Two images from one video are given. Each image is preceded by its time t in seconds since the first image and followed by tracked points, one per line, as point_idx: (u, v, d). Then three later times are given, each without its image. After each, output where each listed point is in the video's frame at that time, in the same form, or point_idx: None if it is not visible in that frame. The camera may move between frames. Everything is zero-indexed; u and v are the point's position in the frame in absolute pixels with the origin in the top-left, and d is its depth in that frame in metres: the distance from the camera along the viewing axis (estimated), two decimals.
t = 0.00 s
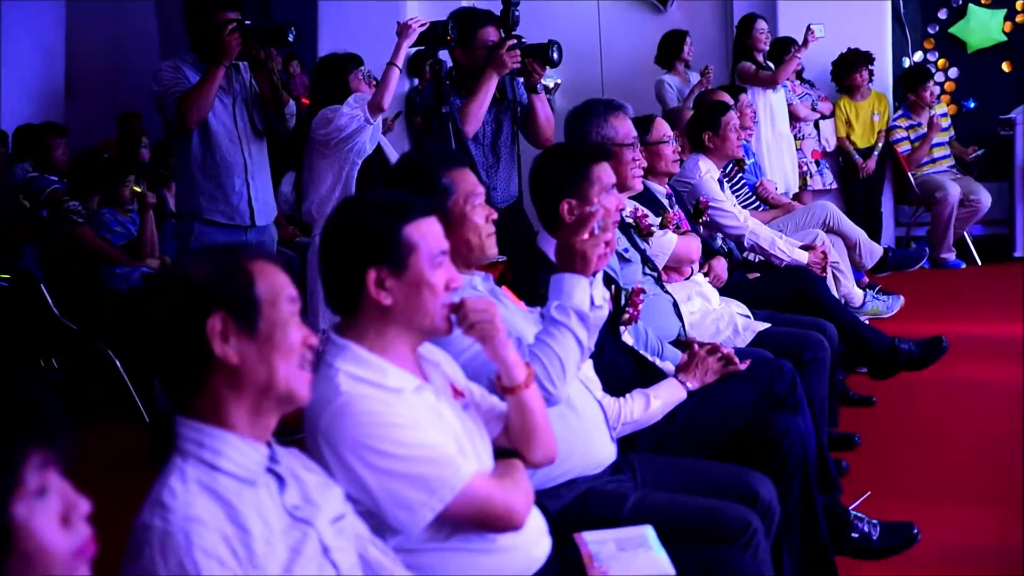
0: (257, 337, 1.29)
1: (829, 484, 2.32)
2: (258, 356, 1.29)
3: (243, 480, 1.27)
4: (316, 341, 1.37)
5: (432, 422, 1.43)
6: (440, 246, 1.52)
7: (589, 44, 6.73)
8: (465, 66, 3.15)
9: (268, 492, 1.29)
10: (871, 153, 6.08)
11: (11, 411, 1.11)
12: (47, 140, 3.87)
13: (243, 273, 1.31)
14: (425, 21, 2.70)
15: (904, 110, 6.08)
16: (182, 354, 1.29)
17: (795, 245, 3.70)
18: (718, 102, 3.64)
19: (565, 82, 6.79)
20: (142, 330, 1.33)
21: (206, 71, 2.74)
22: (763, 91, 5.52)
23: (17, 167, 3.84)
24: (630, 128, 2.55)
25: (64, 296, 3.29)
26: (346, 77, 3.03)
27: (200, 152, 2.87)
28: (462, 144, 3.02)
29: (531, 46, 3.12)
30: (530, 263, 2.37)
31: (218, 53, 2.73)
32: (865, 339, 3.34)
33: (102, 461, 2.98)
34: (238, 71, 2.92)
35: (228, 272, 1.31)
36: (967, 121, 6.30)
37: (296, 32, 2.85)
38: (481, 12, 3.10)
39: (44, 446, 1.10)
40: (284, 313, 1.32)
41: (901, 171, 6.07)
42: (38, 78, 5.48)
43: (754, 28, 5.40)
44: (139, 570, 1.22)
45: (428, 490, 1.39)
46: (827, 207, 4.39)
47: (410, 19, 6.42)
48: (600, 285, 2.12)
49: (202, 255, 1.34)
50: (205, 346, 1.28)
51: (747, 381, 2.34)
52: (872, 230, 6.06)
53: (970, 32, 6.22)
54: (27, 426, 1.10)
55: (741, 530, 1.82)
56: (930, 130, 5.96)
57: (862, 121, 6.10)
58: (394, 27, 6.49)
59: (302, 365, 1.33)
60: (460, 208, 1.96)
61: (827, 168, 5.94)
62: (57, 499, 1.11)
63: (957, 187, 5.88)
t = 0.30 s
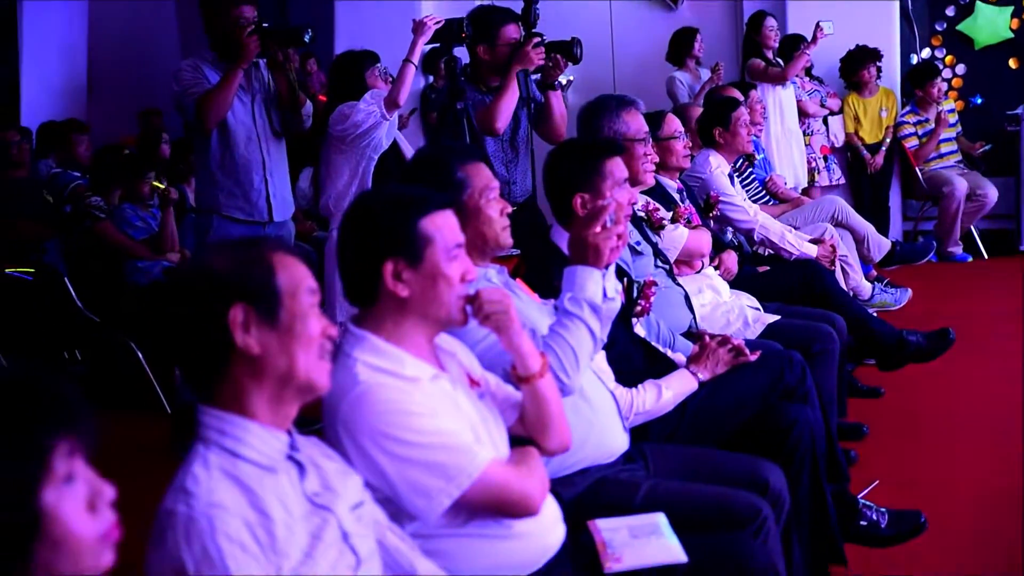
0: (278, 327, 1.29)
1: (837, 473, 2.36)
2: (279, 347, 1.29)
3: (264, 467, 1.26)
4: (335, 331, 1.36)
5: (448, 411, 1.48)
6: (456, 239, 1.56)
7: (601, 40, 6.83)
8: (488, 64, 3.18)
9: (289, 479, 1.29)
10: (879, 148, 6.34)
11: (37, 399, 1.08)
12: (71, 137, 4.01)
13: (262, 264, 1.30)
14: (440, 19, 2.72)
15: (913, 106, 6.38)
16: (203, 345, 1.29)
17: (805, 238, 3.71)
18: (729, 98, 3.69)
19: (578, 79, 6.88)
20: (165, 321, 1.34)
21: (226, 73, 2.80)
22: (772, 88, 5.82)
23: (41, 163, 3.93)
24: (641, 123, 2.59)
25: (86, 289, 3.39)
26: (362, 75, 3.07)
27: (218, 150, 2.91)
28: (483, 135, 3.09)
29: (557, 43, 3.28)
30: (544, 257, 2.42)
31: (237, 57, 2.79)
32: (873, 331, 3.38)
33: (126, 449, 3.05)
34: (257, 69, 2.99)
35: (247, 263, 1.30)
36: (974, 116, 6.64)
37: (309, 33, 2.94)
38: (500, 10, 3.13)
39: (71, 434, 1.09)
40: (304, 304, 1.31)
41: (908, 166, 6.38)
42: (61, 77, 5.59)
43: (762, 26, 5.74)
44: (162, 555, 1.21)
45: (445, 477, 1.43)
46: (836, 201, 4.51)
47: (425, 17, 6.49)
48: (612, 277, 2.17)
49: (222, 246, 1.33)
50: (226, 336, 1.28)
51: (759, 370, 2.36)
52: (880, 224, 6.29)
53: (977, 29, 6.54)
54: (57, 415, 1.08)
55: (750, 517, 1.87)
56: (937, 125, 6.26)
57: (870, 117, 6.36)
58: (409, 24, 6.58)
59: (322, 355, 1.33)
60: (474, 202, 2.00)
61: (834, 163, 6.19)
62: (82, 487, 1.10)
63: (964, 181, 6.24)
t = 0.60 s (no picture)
0: (292, 311, 1.34)
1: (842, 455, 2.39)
2: (293, 330, 1.34)
3: (280, 446, 1.31)
4: (349, 315, 1.41)
5: (460, 393, 1.53)
6: (469, 226, 1.61)
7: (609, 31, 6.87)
8: (506, 54, 3.24)
9: (305, 457, 1.34)
10: (883, 137, 6.43)
11: (58, 381, 1.13)
12: (89, 127, 4.07)
13: (277, 250, 1.35)
14: (453, 9, 2.75)
15: (916, 95, 6.52)
16: (220, 328, 1.35)
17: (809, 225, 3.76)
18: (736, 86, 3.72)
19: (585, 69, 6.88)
20: (185, 306, 1.40)
21: (236, 77, 2.83)
22: (778, 77, 5.84)
23: (60, 152, 4.00)
24: (650, 112, 2.62)
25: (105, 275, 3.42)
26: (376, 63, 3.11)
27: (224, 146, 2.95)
28: (499, 122, 3.15)
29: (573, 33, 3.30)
30: (553, 243, 2.46)
31: (246, 62, 2.80)
32: (876, 316, 3.42)
33: (145, 430, 3.11)
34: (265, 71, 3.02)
35: (263, 249, 1.35)
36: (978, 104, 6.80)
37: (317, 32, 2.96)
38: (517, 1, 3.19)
39: (90, 415, 1.13)
40: (319, 288, 1.36)
41: (913, 155, 6.52)
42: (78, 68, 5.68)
43: (769, 16, 5.70)
44: (183, 531, 1.27)
45: (458, 457, 1.48)
46: (841, 188, 4.58)
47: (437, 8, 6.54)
48: (621, 264, 2.21)
49: (238, 233, 1.39)
50: (242, 318, 1.33)
51: (763, 356, 2.42)
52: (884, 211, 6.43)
53: (980, 19, 6.68)
54: (76, 396, 1.13)
55: (756, 498, 1.90)
56: (941, 115, 6.43)
57: (874, 108, 6.47)
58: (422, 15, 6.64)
59: (335, 338, 1.38)
60: (486, 188, 2.05)
61: (837, 153, 6.34)
62: (102, 465, 1.14)
63: (966, 169, 6.36)
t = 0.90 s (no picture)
0: (295, 303, 1.37)
1: (839, 446, 2.44)
2: (297, 322, 1.38)
3: (284, 435, 1.35)
4: (350, 308, 1.45)
5: (461, 385, 1.57)
6: (470, 220, 1.64)
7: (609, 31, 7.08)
8: (513, 50, 3.26)
9: (308, 446, 1.37)
10: (878, 132, 6.54)
11: (67, 373, 1.15)
12: (98, 125, 4.12)
13: (280, 243, 1.38)
14: (455, 7, 2.78)
15: (912, 91, 6.61)
16: (225, 321, 1.39)
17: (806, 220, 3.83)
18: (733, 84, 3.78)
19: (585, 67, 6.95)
20: (189, 302, 1.43)
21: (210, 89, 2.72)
22: (775, 74, 5.87)
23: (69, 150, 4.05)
24: (650, 108, 2.66)
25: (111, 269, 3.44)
26: (379, 61, 3.14)
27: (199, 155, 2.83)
28: (503, 117, 3.18)
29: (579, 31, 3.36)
30: (554, 237, 2.50)
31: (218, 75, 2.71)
32: (872, 308, 3.46)
33: (151, 426, 3.15)
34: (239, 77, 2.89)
35: (267, 242, 1.39)
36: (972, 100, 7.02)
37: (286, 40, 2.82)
38: None
39: (99, 406, 1.16)
40: (321, 281, 1.40)
41: (908, 150, 6.57)
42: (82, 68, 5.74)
43: (766, 13, 5.78)
44: (190, 519, 1.29)
45: (459, 449, 1.52)
46: (836, 183, 4.59)
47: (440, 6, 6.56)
48: (621, 258, 2.24)
49: (241, 227, 1.42)
50: (246, 310, 1.37)
51: (760, 348, 2.45)
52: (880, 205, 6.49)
53: (974, 17, 6.93)
54: (85, 388, 1.15)
55: (754, 488, 1.96)
56: (936, 110, 6.54)
57: (869, 103, 6.57)
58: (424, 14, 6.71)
59: (337, 330, 1.42)
60: (488, 183, 2.09)
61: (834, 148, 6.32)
62: (110, 455, 1.16)
63: (960, 165, 6.42)
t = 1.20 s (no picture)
0: (315, 305, 1.42)
1: (837, 448, 2.48)
2: (315, 323, 1.42)
3: (293, 432, 1.38)
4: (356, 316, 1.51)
5: (466, 386, 1.61)
6: (476, 224, 1.68)
7: (612, 38, 7.17)
8: (519, 59, 3.31)
9: (317, 444, 1.41)
10: (876, 140, 6.62)
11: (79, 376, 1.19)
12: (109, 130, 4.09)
13: (301, 247, 1.43)
14: (459, 17, 2.82)
15: (909, 99, 6.72)
16: (243, 318, 1.41)
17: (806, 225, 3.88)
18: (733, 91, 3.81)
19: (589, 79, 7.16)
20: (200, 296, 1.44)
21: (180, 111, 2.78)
22: (774, 83, 5.90)
23: (81, 155, 4.11)
24: (651, 115, 2.69)
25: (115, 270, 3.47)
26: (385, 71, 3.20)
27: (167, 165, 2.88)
28: (510, 122, 3.21)
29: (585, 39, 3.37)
30: (557, 242, 2.55)
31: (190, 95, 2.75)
32: (870, 313, 3.50)
33: (161, 427, 3.20)
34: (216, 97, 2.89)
35: (288, 244, 1.42)
36: (969, 107, 7.08)
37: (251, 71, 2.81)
38: (530, 8, 3.27)
39: (111, 407, 1.19)
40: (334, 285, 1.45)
41: (905, 157, 6.62)
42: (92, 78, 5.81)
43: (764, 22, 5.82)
44: (204, 512, 1.35)
45: (464, 450, 1.56)
46: (834, 189, 4.61)
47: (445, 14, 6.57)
48: (623, 262, 2.28)
49: (259, 228, 1.45)
50: (268, 308, 1.40)
51: (760, 351, 2.48)
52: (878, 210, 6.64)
53: (970, 25, 6.99)
54: (96, 390, 1.19)
55: (755, 487, 2.00)
56: (932, 118, 6.57)
57: (868, 110, 6.68)
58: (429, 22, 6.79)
59: (346, 335, 1.48)
60: (492, 188, 2.12)
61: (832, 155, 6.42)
62: (122, 455, 1.18)
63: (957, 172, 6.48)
